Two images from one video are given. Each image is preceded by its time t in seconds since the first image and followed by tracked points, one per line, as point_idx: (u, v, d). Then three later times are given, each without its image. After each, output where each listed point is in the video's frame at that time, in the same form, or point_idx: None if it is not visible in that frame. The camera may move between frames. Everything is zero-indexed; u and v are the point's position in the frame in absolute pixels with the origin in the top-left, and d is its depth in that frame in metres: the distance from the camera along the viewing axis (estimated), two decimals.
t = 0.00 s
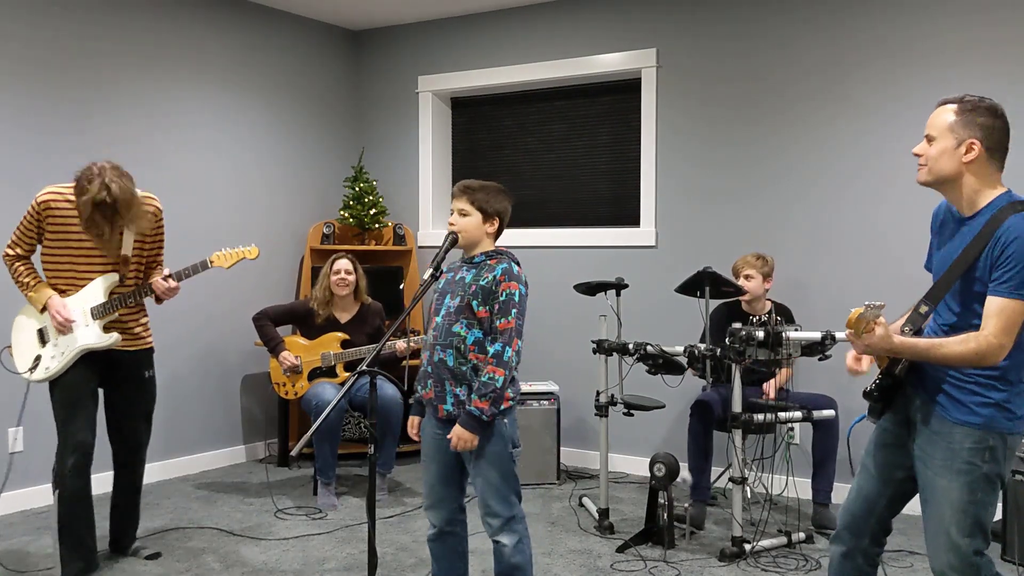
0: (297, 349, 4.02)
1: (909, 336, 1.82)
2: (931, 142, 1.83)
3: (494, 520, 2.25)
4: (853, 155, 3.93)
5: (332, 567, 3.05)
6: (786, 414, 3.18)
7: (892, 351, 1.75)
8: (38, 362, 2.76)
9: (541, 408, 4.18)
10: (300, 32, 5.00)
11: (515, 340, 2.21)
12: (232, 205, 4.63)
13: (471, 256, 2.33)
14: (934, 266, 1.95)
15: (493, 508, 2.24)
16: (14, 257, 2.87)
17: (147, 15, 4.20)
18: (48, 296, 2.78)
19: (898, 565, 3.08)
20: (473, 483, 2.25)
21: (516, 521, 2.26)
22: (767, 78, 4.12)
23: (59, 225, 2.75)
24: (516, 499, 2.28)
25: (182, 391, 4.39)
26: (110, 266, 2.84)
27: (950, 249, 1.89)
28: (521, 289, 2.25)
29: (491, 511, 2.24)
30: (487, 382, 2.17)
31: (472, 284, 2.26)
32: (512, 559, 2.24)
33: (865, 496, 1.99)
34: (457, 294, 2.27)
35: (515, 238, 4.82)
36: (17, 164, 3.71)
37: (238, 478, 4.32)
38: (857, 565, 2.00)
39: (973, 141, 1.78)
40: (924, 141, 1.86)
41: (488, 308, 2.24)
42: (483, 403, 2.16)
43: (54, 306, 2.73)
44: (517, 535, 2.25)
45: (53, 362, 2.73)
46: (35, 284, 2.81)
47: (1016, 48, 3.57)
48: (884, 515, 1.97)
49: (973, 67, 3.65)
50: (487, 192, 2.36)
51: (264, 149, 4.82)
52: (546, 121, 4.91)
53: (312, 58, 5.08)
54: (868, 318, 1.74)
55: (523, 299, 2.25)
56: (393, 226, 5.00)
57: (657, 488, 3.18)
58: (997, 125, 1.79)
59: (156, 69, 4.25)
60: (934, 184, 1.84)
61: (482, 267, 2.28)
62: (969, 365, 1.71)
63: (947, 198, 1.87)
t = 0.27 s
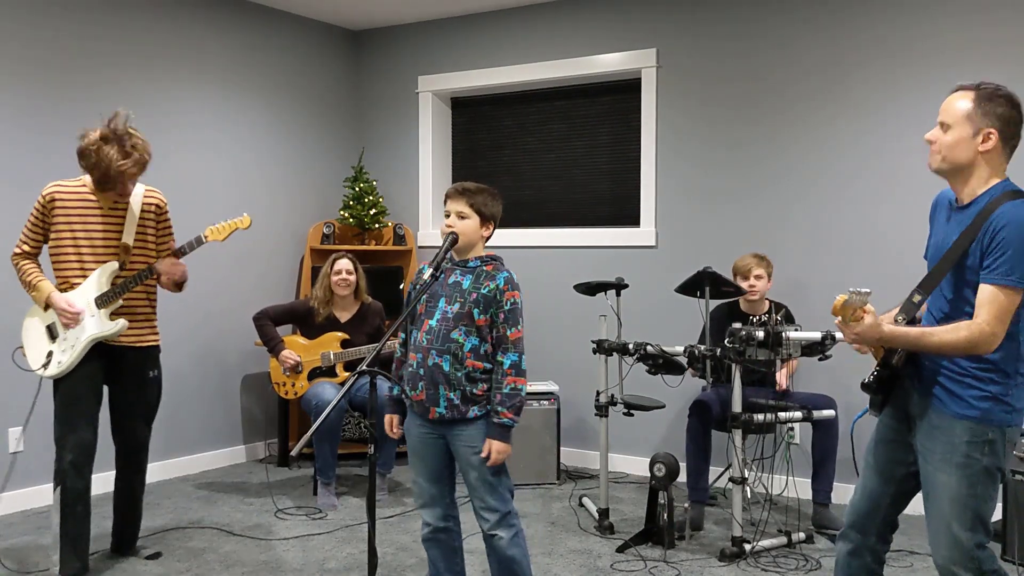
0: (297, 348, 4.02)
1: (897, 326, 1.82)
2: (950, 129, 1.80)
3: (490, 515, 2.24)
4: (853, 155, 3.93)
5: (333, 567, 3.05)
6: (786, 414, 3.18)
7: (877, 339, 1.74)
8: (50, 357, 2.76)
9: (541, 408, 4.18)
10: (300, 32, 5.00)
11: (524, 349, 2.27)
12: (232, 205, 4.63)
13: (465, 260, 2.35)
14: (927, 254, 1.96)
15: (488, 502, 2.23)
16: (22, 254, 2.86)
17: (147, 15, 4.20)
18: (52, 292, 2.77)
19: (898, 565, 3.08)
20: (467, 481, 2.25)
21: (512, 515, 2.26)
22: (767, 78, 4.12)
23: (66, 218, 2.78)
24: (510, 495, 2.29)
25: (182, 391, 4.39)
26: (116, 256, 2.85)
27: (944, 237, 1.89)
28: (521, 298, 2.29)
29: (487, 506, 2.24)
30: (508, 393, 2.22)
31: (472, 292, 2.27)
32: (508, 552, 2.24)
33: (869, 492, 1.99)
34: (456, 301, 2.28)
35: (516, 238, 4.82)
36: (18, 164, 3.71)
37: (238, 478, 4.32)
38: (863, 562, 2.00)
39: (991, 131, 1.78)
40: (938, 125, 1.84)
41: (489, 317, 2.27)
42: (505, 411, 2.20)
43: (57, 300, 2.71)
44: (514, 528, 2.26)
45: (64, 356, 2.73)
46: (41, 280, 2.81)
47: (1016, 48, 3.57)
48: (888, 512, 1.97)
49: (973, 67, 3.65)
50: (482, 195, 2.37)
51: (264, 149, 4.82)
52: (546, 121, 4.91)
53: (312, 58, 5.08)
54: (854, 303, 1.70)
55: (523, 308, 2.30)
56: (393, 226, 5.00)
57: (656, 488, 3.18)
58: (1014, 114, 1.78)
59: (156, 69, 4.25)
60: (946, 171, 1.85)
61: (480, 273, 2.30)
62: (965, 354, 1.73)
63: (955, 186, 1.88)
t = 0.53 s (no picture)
0: (297, 348, 4.02)
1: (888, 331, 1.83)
2: (965, 156, 1.76)
3: (492, 513, 2.26)
4: (853, 155, 3.93)
5: (333, 567, 3.05)
6: (786, 414, 3.18)
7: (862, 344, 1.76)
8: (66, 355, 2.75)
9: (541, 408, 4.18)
10: (300, 32, 5.00)
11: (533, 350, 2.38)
12: (232, 205, 4.63)
13: (472, 261, 2.36)
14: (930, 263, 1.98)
15: (491, 500, 2.25)
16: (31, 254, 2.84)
17: (147, 15, 4.20)
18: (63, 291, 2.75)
19: (898, 565, 3.08)
20: (470, 479, 2.26)
21: (512, 512, 2.29)
22: (767, 79, 4.12)
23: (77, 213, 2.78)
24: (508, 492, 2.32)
25: (182, 391, 4.39)
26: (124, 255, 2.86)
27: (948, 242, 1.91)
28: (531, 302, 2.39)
29: (489, 504, 2.26)
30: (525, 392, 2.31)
31: (485, 294, 2.31)
32: (509, 549, 2.26)
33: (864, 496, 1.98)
34: (470, 303, 2.30)
35: (516, 238, 4.82)
36: (17, 164, 3.71)
37: (238, 478, 4.32)
38: (856, 566, 2.00)
39: (1000, 151, 1.78)
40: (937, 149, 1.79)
41: (502, 318, 2.33)
42: (522, 410, 2.32)
43: (69, 298, 2.71)
44: (514, 526, 2.28)
45: (81, 353, 2.73)
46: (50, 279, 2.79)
47: (1016, 48, 3.57)
48: (883, 515, 1.97)
49: (973, 68, 3.65)
50: (486, 195, 2.40)
51: (265, 149, 4.82)
52: (546, 121, 4.91)
53: (312, 58, 5.08)
54: (832, 305, 1.73)
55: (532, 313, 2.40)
56: (393, 226, 4.99)
57: (657, 488, 3.18)
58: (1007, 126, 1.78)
59: (156, 68, 4.24)
60: (953, 193, 1.82)
61: (491, 275, 2.34)
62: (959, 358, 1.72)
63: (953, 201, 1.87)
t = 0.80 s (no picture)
0: (297, 348, 4.02)
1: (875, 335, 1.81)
2: (959, 157, 1.76)
3: (506, 516, 2.26)
4: (853, 155, 3.93)
5: (333, 567, 3.05)
6: (786, 414, 3.18)
7: (847, 348, 1.75)
8: (64, 357, 2.75)
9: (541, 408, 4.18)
10: (300, 31, 5.00)
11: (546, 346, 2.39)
12: (233, 205, 4.63)
13: (484, 258, 2.35)
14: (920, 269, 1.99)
15: (505, 502, 2.25)
16: (26, 254, 2.83)
17: (147, 14, 4.20)
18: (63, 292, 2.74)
19: (898, 565, 3.08)
20: (488, 480, 2.27)
21: (525, 515, 2.29)
22: (767, 78, 4.12)
23: (77, 218, 2.78)
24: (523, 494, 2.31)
25: (182, 391, 4.39)
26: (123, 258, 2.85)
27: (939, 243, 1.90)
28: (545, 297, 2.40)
29: (504, 506, 2.26)
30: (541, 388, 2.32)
31: (503, 289, 2.31)
32: (518, 552, 2.26)
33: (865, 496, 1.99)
34: (488, 298, 2.29)
35: (515, 238, 4.82)
36: (18, 163, 3.71)
37: (238, 478, 4.32)
38: (857, 566, 2.00)
39: (993, 157, 1.79)
40: (932, 149, 1.79)
41: (519, 314, 2.33)
42: (539, 408, 2.32)
43: (70, 301, 2.71)
44: (527, 528, 2.29)
45: (80, 354, 2.74)
46: (52, 280, 2.78)
47: (1016, 47, 3.57)
48: (884, 515, 1.97)
49: (973, 67, 3.65)
50: (493, 192, 2.38)
51: (265, 149, 4.82)
52: (546, 121, 4.91)
53: (312, 58, 5.08)
54: (811, 313, 1.73)
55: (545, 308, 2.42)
56: (393, 226, 4.99)
57: (657, 488, 3.18)
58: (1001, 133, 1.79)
59: (156, 68, 4.24)
60: (945, 197, 1.81)
61: (507, 272, 2.34)
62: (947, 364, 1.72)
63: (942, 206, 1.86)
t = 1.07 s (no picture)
0: (297, 348, 4.02)
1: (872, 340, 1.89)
2: (944, 157, 1.76)
3: (519, 518, 2.25)
4: (853, 155, 3.93)
5: (332, 567, 3.04)
6: (786, 414, 3.18)
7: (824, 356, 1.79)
8: (38, 362, 2.77)
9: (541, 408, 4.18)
10: (300, 32, 5.00)
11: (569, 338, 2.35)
12: (232, 205, 4.63)
13: (495, 257, 2.36)
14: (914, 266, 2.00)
15: (519, 505, 2.24)
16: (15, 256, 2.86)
17: (147, 14, 4.20)
18: (46, 298, 2.77)
19: (898, 565, 3.08)
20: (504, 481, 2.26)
21: (540, 519, 2.27)
22: (767, 78, 4.12)
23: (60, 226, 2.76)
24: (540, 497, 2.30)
25: (183, 391, 4.39)
26: (107, 267, 2.83)
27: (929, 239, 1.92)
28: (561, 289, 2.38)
29: (517, 509, 2.25)
30: (563, 382, 2.28)
31: (513, 285, 2.31)
32: (528, 555, 2.25)
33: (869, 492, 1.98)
34: (499, 295, 2.30)
35: (515, 237, 4.82)
36: (17, 163, 3.71)
37: (238, 478, 4.32)
38: (858, 563, 2.00)
39: (977, 155, 1.77)
40: (915, 148, 1.79)
41: (533, 308, 2.31)
42: (562, 401, 2.27)
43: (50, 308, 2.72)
44: (539, 533, 2.27)
45: (52, 363, 2.73)
46: (35, 284, 2.81)
47: (1015, 47, 3.56)
48: (885, 512, 1.97)
49: (973, 67, 3.65)
50: (497, 190, 2.38)
51: (265, 149, 4.82)
52: (546, 121, 4.91)
53: (312, 58, 5.08)
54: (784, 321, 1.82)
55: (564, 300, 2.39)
56: (393, 226, 4.99)
57: (656, 488, 3.17)
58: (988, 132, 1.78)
59: (156, 68, 4.25)
60: (931, 196, 1.82)
61: (515, 268, 2.34)
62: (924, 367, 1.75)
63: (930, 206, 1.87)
